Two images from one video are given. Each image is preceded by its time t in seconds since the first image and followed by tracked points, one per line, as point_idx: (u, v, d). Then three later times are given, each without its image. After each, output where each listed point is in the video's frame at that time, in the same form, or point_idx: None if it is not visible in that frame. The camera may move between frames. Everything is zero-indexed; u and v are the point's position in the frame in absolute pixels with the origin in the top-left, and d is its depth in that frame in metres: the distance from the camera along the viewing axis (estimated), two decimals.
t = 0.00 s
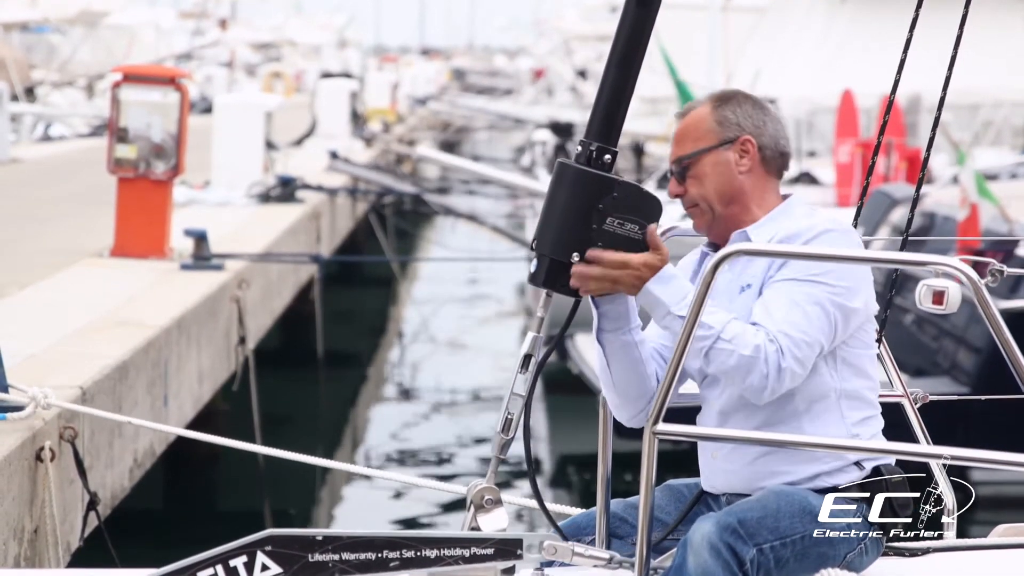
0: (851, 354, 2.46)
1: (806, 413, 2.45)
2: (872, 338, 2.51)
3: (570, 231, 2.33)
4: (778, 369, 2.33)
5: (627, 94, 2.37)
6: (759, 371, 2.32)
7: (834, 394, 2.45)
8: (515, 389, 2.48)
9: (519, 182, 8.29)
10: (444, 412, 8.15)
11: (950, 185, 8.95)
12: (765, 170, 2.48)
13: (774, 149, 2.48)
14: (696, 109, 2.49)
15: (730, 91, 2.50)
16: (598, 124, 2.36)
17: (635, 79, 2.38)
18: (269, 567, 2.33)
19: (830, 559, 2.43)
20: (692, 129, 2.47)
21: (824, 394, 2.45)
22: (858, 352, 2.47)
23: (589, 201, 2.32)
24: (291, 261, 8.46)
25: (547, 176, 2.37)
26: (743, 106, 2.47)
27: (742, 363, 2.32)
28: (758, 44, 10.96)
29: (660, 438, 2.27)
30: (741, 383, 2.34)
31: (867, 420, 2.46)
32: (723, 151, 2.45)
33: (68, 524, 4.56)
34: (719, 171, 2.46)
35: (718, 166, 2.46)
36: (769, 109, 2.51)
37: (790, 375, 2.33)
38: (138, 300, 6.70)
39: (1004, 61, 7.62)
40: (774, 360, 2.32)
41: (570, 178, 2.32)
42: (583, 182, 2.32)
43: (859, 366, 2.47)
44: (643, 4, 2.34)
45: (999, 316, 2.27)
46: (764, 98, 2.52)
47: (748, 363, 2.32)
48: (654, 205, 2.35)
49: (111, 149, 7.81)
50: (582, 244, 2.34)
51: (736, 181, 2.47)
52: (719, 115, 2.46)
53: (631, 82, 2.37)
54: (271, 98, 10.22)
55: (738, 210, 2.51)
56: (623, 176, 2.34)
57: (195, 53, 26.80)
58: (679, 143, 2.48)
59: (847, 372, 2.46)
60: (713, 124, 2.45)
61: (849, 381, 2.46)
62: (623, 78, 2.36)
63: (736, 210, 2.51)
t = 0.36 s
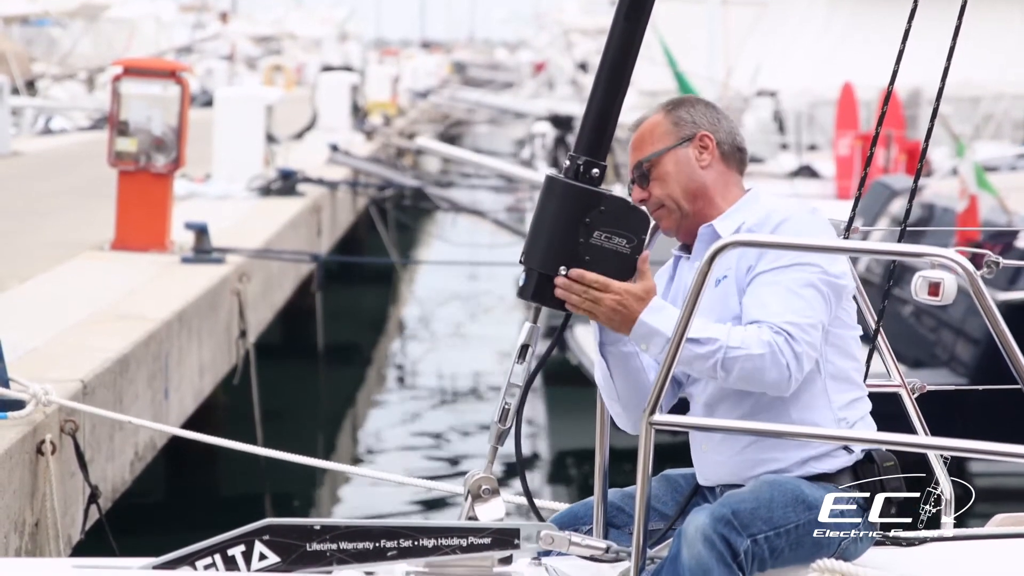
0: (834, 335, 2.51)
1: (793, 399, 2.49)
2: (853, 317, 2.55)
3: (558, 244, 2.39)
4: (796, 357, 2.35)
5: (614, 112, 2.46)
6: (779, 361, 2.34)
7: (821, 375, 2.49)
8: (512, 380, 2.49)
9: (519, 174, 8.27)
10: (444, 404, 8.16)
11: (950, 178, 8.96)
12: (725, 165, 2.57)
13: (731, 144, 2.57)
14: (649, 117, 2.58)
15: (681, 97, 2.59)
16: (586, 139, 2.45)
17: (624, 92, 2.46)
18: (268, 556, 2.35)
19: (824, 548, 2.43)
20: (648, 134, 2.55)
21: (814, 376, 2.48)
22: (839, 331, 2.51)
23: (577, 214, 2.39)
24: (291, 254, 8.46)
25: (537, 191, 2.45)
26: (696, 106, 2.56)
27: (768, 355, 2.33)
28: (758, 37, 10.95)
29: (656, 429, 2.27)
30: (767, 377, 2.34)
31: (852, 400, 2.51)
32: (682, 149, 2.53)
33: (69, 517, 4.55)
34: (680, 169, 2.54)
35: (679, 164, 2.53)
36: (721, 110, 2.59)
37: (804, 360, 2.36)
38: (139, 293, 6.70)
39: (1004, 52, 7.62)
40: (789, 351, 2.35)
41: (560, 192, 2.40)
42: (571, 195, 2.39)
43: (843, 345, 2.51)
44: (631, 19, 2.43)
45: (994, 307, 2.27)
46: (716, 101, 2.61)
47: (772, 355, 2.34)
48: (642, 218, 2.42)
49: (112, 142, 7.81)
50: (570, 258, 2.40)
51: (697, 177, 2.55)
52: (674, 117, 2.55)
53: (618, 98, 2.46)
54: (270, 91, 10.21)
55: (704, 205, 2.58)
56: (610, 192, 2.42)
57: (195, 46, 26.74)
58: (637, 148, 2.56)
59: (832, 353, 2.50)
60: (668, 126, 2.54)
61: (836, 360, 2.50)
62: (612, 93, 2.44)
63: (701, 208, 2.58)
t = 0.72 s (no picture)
0: (827, 323, 2.52)
1: (788, 388, 2.49)
2: (847, 303, 2.55)
3: (546, 251, 2.43)
4: (787, 345, 2.36)
5: (601, 126, 2.50)
6: (771, 350, 2.35)
7: (815, 363, 2.49)
8: (510, 364, 2.50)
9: (519, 162, 8.27)
10: (444, 393, 8.16)
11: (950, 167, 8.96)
12: (716, 152, 2.57)
13: (720, 131, 2.58)
14: (640, 105, 2.59)
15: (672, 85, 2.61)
16: (574, 147, 2.48)
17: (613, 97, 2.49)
18: (264, 541, 2.39)
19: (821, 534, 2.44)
20: (639, 121, 2.57)
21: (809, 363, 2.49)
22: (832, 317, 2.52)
23: (563, 221, 2.43)
24: (292, 244, 8.47)
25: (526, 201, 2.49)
26: (687, 94, 2.58)
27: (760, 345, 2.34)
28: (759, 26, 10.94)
29: (652, 415, 2.28)
30: (760, 367, 2.35)
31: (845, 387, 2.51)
32: (672, 136, 2.54)
33: (69, 506, 4.56)
34: (671, 156, 2.55)
35: (669, 151, 2.55)
36: (711, 97, 2.61)
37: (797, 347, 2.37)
38: (139, 283, 6.71)
39: (1005, 40, 7.61)
40: (780, 340, 2.35)
41: (547, 201, 2.44)
42: (558, 203, 2.43)
43: (836, 331, 2.52)
44: (620, 27, 2.47)
45: (987, 292, 2.27)
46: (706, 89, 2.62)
47: (763, 344, 2.34)
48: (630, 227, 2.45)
49: (112, 131, 7.81)
50: (556, 267, 2.43)
51: (688, 162, 2.55)
52: (665, 104, 2.56)
53: (608, 104, 2.49)
54: (271, 80, 10.20)
55: (696, 192, 2.59)
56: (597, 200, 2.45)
57: (195, 36, 26.72)
58: (629, 135, 2.57)
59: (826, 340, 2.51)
60: (659, 112, 2.55)
61: (830, 347, 2.51)
62: (600, 98, 2.47)
63: (692, 195, 2.59)
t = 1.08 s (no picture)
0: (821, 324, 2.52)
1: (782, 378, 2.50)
2: (841, 296, 2.55)
3: (530, 267, 2.45)
4: (774, 349, 2.37)
5: (585, 142, 2.52)
6: (756, 354, 2.36)
7: (808, 357, 2.51)
8: (505, 353, 2.53)
9: (519, 155, 8.27)
10: (444, 386, 8.17)
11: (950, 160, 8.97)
12: (717, 144, 2.57)
13: (720, 121, 2.56)
14: (639, 93, 2.54)
15: (668, 69, 2.55)
16: (558, 164, 2.51)
17: (598, 115, 2.53)
18: (261, 528, 2.41)
19: (816, 521, 2.45)
20: (640, 112, 2.53)
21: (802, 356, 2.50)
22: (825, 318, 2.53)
23: (547, 239, 2.45)
24: (292, 236, 8.48)
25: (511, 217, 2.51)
26: (687, 83, 2.54)
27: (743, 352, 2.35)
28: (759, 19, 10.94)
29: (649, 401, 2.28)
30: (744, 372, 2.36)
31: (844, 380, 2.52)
32: (676, 133, 2.52)
33: (69, 499, 4.56)
34: (676, 153, 2.54)
35: (674, 148, 2.53)
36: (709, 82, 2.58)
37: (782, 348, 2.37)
38: (140, 275, 6.72)
39: (1004, 32, 7.63)
40: (767, 344, 2.36)
41: (532, 218, 2.46)
42: (543, 219, 2.45)
43: (831, 331, 2.53)
44: (605, 43, 2.49)
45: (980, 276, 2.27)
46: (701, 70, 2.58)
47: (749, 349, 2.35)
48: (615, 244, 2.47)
49: (112, 124, 7.81)
50: (541, 282, 2.46)
51: (691, 157, 2.55)
52: (666, 97, 2.52)
53: (592, 124, 2.52)
54: (271, 73, 10.21)
55: (698, 187, 2.59)
56: (582, 217, 2.47)
57: (195, 29, 26.70)
58: (630, 128, 2.54)
59: (821, 338, 2.52)
60: (661, 105, 2.52)
61: (824, 344, 2.52)
62: (586, 118, 2.51)
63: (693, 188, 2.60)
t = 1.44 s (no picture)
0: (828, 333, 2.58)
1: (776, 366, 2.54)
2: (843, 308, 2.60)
3: (523, 255, 2.46)
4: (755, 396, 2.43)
5: (580, 123, 2.53)
6: (724, 414, 2.43)
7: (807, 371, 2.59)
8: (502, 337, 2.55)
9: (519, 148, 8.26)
10: (444, 379, 8.18)
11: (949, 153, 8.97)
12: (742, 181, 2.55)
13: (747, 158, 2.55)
14: (684, 136, 2.45)
15: (712, 105, 2.46)
16: (553, 148, 2.51)
17: (592, 104, 2.53)
18: (258, 514, 2.44)
19: (811, 508, 2.47)
20: (689, 161, 2.45)
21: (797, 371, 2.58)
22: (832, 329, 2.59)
23: (540, 224, 2.45)
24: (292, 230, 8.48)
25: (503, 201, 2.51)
26: (729, 124, 2.47)
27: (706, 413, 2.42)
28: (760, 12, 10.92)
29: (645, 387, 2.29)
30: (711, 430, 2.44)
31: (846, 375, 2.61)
32: (719, 179, 2.48)
33: (69, 492, 4.56)
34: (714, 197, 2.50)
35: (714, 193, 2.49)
36: (741, 109, 2.51)
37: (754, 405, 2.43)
38: (140, 268, 6.72)
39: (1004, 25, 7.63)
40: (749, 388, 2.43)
41: (524, 204, 2.46)
42: (536, 205, 2.45)
43: (834, 340, 2.59)
44: (599, 31, 2.49)
45: (980, 265, 2.32)
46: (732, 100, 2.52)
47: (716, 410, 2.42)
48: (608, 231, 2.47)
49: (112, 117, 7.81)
50: (534, 268, 2.47)
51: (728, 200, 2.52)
52: (713, 142, 2.45)
53: (585, 113, 2.53)
54: (271, 66, 10.19)
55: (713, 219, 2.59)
56: (574, 203, 2.47)
57: (195, 22, 26.68)
58: (677, 177, 2.46)
59: (825, 353, 2.59)
60: (710, 155, 2.45)
61: (827, 358, 2.59)
62: (579, 104, 2.52)
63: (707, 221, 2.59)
